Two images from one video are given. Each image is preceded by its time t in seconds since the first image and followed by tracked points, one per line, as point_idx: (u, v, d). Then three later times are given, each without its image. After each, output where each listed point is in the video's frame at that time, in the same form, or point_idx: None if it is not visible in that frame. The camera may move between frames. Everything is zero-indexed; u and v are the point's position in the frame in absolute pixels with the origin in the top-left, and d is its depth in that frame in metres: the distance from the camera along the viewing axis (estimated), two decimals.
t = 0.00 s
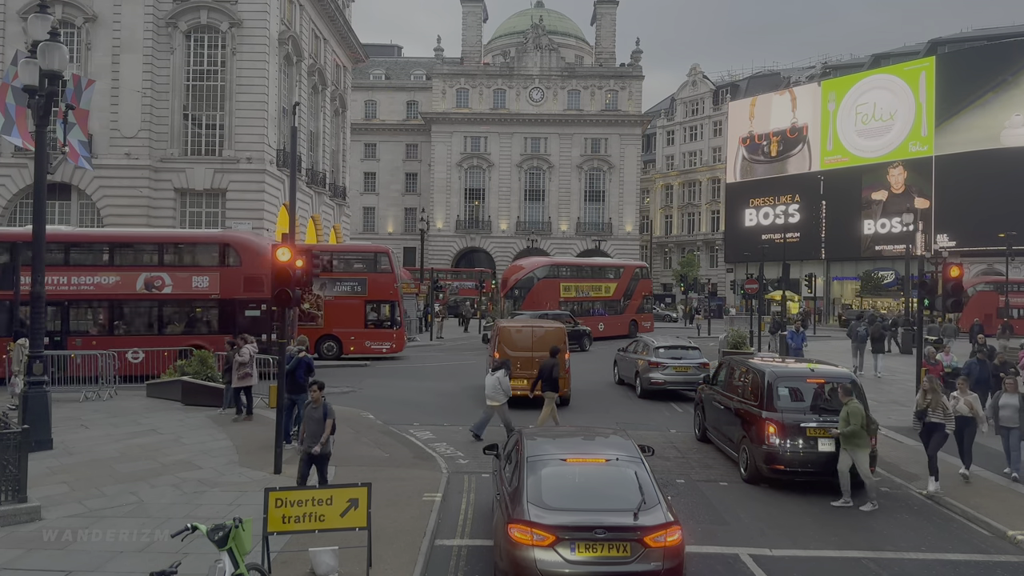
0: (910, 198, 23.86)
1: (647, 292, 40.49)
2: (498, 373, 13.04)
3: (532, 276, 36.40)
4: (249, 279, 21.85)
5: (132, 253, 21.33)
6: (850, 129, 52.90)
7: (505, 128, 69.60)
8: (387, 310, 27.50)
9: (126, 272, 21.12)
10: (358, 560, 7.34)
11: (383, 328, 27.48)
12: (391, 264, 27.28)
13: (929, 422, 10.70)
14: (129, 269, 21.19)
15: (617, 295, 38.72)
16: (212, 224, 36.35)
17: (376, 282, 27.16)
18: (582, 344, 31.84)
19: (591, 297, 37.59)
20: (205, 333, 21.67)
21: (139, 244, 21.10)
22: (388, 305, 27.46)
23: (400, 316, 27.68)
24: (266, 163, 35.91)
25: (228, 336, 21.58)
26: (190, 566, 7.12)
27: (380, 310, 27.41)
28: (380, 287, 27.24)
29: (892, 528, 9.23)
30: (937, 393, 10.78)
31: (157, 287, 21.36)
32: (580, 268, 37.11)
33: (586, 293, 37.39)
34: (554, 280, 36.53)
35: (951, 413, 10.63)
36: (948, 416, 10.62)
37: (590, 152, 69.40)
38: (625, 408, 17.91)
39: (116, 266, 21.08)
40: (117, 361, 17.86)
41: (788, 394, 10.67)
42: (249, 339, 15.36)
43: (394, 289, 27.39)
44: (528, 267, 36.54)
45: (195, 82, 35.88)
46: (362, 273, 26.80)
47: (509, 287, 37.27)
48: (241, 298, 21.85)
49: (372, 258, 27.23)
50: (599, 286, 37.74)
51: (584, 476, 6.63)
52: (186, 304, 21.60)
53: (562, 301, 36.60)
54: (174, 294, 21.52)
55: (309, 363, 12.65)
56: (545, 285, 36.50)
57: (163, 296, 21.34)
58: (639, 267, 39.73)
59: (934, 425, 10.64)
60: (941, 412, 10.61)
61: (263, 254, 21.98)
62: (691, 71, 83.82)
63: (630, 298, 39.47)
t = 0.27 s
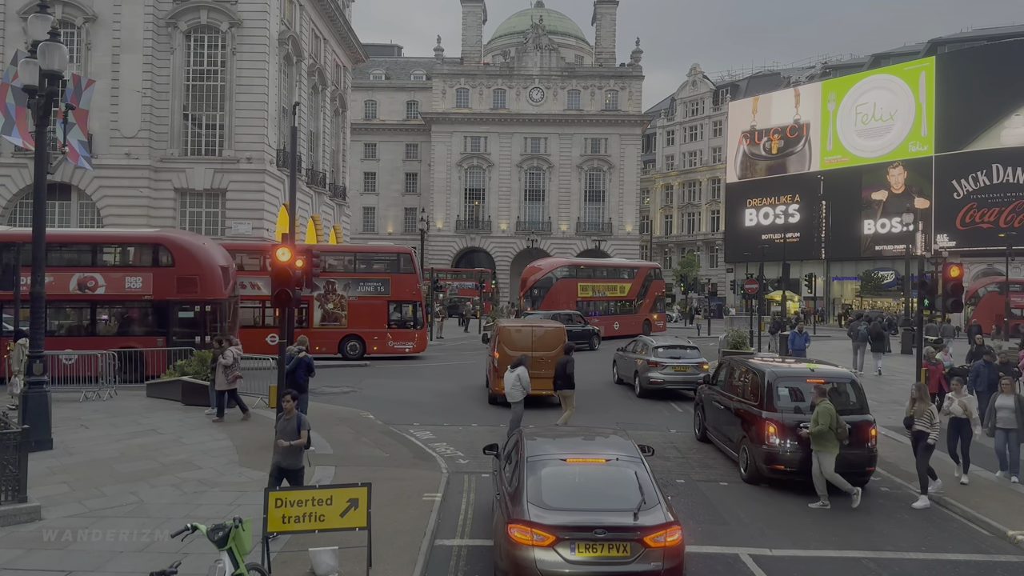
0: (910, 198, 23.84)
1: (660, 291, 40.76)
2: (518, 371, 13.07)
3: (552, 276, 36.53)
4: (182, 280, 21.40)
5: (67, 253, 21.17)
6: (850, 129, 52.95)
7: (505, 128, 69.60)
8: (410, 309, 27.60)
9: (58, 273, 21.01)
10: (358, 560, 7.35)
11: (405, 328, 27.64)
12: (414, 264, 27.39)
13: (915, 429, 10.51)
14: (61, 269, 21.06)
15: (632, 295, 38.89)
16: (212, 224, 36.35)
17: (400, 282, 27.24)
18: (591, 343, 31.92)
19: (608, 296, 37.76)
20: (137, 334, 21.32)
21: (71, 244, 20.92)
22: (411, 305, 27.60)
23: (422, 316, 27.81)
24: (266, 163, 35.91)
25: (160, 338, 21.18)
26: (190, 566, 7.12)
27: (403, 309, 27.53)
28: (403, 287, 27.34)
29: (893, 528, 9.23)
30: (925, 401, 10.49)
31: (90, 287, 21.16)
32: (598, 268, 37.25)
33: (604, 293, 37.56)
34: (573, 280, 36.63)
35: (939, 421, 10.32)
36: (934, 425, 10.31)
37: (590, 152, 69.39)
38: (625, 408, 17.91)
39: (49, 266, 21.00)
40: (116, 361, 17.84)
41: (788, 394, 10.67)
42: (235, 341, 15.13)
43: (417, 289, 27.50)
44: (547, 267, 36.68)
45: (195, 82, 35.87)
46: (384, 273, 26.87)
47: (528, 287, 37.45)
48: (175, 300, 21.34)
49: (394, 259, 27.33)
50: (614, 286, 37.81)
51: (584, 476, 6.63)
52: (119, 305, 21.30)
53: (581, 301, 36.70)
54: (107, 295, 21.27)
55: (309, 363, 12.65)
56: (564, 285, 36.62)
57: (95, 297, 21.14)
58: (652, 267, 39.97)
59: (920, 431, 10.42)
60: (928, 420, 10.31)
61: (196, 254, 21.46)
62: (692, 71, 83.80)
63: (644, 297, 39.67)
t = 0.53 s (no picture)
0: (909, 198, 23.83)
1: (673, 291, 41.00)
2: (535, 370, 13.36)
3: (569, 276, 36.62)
4: (113, 280, 21.36)
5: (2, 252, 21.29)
6: (850, 129, 53.00)
7: (505, 128, 69.60)
8: (432, 309, 27.77)
9: None
10: (358, 560, 7.34)
11: (428, 327, 27.80)
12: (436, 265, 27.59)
13: (901, 430, 10.37)
14: None
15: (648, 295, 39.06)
16: (212, 225, 36.30)
17: (422, 282, 27.43)
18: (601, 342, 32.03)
19: (624, 296, 37.90)
20: (68, 334, 21.39)
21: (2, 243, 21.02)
22: (433, 305, 27.78)
23: (444, 316, 27.97)
24: (266, 163, 35.90)
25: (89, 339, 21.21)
26: (190, 566, 7.12)
27: (426, 309, 27.69)
28: (426, 286, 27.54)
29: (893, 528, 9.22)
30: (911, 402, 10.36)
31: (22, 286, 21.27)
32: (613, 268, 37.43)
33: (620, 293, 37.71)
34: (590, 280, 36.75)
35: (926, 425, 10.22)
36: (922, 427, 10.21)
37: (590, 152, 69.38)
38: (625, 408, 17.90)
39: None
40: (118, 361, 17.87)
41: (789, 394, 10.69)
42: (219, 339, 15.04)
43: (439, 289, 27.73)
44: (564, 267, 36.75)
45: (195, 82, 35.84)
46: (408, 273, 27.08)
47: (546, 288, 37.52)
48: (105, 300, 21.31)
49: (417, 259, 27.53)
50: (630, 286, 37.94)
51: (584, 476, 6.64)
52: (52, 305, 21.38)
53: (598, 300, 36.82)
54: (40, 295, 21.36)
55: (309, 363, 12.64)
56: (582, 285, 36.71)
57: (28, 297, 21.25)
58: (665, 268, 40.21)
59: (906, 433, 10.26)
60: (914, 421, 10.28)
61: (127, 254, 21.39)
62: (691, 71, 83.79)
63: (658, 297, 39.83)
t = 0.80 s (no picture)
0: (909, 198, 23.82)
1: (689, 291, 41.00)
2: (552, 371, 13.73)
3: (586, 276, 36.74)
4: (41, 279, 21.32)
5: None
6: (850, 129, 52.99)
7: (505, 128, 69.60)
8: (455, 309, 27.85)
9: None
10: (358, 559, 7.35)
11: (451, 327, 27.87)
12: (459, 264, 27.66)
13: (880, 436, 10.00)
14: None
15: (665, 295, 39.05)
16: (212, 225, 36.32)
17: (445, 282, 27.48)
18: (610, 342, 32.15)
19: (640, 296, 37.96)
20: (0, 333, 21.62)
21: None
22: (456, 305, 27.85)
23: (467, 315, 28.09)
24: (266, 163, 35.89)
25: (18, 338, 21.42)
26: (191, 566, 7.12)
27: (448, 309, 27.76)
28: (449, 286, 27.60)
29: (892, 528, 9.23)
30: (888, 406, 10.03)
31: None
32: (629, 269, 37.53)
33: (635, 293, 37.79)
34: (605, 280, 36.83)
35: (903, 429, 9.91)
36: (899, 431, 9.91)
37: (590, 152, 69.37)
38: (625, 408, 17.91)
39: None
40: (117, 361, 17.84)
41: (789, 394, 10.69)
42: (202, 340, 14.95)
43: (461, 289, 27.84)
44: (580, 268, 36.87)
45: (195, 82, 35.82)
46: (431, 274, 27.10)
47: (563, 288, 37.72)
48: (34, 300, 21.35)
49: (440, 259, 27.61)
50: (645, 286, 37.95)
51: (584, 476, 6.63)
52: None
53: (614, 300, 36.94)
54: None
55: (309, 363, 12.64)
56: (598, 285, 36.83)
57: None
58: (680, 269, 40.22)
59: (887, 439, 9.93)
60: (892, 427, 9.93)
61: (56, 253, 21.31)
62: (691, 71, 83.78)
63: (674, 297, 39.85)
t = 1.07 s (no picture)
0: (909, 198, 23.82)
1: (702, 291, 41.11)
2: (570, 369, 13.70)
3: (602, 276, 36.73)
4: None
5: None
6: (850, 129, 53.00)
7: (505, 128, 69.60)
8: (477, 309, 28.14)
9: None
10: (357, 559, 7.34)
11: (472, 327, 28.12)
12: (480, 265, 28.11)
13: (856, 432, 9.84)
14: None
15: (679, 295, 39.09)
16: (212, 225, 36.32)
17: (468, 282, 27.90)
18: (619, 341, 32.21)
19: (654, 296, 38.00)
20: None
21: None
22: (478, 305, 28.09)
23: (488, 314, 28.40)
24: (266, 163, 35.89)
25: None
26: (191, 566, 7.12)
27: (470, 308, 28.05)
28: (470, 286, 27.98)
29: (892, 528, 9.23)
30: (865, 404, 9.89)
31: None
32: (643, 269, 37.60)
33: (650, 293, 37.83)
34: (621, 280, 36.84)
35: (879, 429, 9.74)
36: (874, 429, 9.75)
37: (590, 152, 69.37)
38: (625, 408, 17.91)
39: None
40: (117, 361, 17.83)
41: (788, 394, 10.69)
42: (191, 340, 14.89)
43: (483, 289, 28.21)
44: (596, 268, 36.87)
45: (195, 82, 35.81)
46: (454, 274, 27.48)
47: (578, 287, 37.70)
48: None
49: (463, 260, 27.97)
50: (660, 286, 38.02)
51: (584, 476, 6.63)
52: None
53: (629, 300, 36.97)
54: None
55: (309, 363, 12.65)
56: (614, 285, 36.83)
57: None
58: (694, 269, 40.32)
59: (860, 436, 9.78)
60: (867, 424, 9.76)
61: None
62: (691, 71, 83.78)
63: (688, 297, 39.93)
